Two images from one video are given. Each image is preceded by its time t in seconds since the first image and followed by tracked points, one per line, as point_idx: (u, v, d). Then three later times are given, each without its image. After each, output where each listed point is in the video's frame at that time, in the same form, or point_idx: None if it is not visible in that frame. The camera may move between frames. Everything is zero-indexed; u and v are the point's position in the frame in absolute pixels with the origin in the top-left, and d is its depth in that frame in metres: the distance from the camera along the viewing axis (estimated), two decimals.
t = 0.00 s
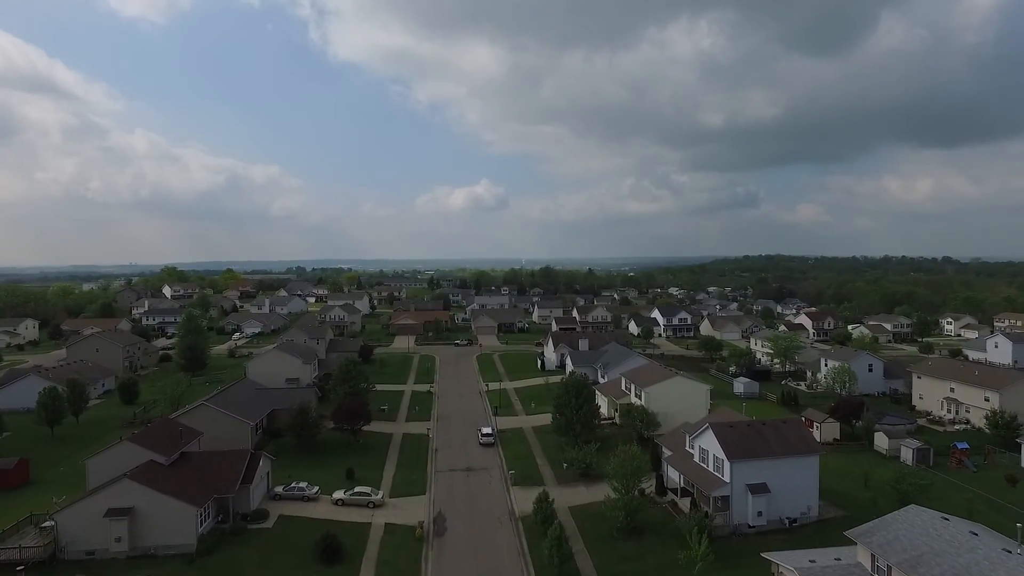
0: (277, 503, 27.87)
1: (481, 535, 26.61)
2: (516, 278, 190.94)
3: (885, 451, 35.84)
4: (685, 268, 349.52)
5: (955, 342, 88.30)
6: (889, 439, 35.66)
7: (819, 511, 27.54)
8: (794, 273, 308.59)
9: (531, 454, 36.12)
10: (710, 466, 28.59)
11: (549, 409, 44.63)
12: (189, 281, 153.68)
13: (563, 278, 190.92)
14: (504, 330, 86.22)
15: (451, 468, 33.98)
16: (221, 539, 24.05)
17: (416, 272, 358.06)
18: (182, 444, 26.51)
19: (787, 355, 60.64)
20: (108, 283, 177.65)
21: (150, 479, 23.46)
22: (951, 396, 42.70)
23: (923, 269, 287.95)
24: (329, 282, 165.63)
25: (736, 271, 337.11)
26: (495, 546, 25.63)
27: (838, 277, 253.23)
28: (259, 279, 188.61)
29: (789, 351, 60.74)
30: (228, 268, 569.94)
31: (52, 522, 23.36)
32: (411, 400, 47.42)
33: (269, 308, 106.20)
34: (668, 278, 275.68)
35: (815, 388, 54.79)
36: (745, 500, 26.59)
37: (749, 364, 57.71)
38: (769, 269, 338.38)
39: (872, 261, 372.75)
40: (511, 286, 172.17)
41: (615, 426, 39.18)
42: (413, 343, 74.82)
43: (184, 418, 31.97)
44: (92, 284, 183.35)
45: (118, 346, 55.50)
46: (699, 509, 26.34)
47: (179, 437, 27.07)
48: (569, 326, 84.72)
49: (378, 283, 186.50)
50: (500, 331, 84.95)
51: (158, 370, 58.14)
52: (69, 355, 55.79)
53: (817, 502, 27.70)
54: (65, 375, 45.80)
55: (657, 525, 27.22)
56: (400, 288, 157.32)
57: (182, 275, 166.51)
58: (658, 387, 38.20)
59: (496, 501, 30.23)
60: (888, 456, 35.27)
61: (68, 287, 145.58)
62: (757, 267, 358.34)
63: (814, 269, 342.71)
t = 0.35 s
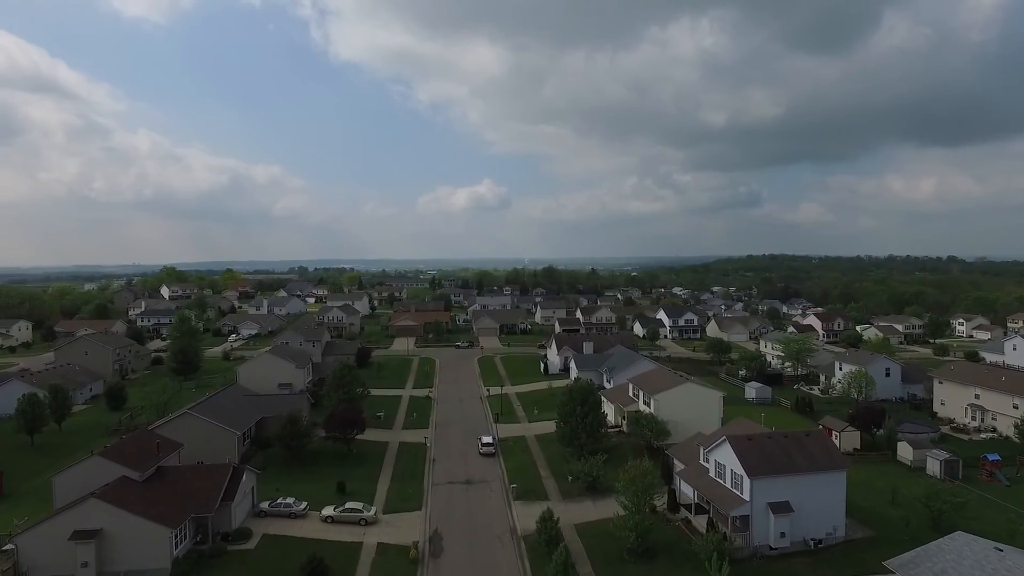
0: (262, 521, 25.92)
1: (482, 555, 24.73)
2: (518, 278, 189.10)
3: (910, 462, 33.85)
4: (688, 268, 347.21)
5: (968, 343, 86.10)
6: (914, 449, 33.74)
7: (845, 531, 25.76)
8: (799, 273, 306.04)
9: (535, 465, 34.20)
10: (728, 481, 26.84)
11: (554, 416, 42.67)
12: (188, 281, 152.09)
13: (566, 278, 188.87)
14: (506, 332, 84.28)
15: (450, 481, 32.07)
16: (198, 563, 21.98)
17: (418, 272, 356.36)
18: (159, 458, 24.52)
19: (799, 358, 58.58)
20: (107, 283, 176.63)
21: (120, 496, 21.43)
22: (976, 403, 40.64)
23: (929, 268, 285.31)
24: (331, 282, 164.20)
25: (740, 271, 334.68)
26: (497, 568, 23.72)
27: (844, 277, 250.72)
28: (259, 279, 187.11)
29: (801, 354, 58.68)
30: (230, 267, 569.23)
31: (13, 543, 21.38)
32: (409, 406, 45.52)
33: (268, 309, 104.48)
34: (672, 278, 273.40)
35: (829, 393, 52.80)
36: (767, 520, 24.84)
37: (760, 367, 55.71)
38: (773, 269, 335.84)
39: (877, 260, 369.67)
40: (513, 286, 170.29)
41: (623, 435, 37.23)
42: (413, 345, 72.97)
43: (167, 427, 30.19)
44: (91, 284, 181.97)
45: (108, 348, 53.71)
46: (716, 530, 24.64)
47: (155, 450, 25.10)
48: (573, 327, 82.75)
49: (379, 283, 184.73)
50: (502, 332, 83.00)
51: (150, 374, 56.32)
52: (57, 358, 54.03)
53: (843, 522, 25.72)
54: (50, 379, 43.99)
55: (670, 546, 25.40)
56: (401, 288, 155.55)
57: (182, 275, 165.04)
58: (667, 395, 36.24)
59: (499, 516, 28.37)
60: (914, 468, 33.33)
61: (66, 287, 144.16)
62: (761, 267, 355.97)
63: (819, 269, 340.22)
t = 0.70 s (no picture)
0: (290, 534, 24.76)
1: None
2: (557, 279, 186.44)
3: (996, 484, 30.22)
4: (733, 267, 336.70)
5: None
6: (1002, 470, 30.13)
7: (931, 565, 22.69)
8: (851, 273, 292.42)
9: (576, 478, 32.09)
10: (791, 504, 24.11)
11: (596, 424, 40.28)
12: (233, 282, 155.71)
13: (606, 278, 185.24)
14: (545, 334, 82.23)
15: (486, 494, 30.25)
16: None
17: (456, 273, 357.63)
18: (185, 467, 23.61)
19: (859, 363, 54.08)
20: (158, 284, 182.82)
21: (142, 508, 20.51)
22: None
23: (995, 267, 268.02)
24: (370, 283, 165.49)
25: (788, 271, 322.57)
26: None
27: (901, 277, 237.87)
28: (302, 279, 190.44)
29: (861, 359, 54.16)
30: (276, 268, 585.74)
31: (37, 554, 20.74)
32: (444, 411, 43.97)
33: (309, 309, 105.34)
34: (715, 278, 265.27)
35: (895, 403, 48.61)
36: (839, 550, 22.05)
37: (817, 374, 51.78)
38: (823, 268, 322.32)
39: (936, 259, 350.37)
40: (552, 287, 167.80)
41: (671, 447, 34.58)
42: (451, 347, 71.66)
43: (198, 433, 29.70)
44: (145, 285, 188.90)
45: (150, 348, 54.40)
46: (781, 560, 22.01)
47: (181, 458, 24.17)
48: (615, 329, 79.89)
49: (418, 283, 185.33)
50: (541, 334, 80.83)
51: (191, 374, 56.81)
52: (102, 358, 54.94)
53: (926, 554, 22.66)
54: (93, 380, 44.52)
55: None
56: (440, 288, 155.33)
57: (229, 276, 169.32)
58: (719, 404, 33.11)
59: (538, 533, 26.47)
60: (1001, 491, 29.76)
61: (122, 288, 149.78)
62: (810, 266, 342.28)
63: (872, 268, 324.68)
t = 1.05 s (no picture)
0: (327, 547, 23.68)
1: None
2: (609, 278, 182.32)
3: None
4: (794, 266, 321.38)
5: None
6: None
7: None
8: (926, 271, 273.34)
9: (630, 491, 29.62)
10: (878, 536, 19.82)
11: (653, 433, 37.49)
12: (291, 282, 160.30)
13: (660, 277, 179.69)
14: (597, 335, 79.49)
15: (532, 508, 28.20)
16: None
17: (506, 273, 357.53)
18: (218, 475, 23.03)
19: (944, 370, 47.06)
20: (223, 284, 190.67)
21: (173, 518, 19.92)
22: None
23: None
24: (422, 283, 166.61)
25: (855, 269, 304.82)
26: None
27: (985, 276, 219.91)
28: (358, 279, 194.21)
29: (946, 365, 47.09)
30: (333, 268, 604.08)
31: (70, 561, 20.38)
32: (491, 416, 42.27)
33: (361, 309, 106.56)
34: (776, 278, 253.46)
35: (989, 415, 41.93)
36: None
37: (894, 382, 45.95)
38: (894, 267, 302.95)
39: None
40: (605, 287, 164.06)
41: (735, 460, 31.29)
42: (500, 348, 70.10)
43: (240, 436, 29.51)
44: (212, 286, 197.72)
45: (205, 348, 55.81)
46: None
47: (217, 467, 23.65)
48: (671, 331, 76.26)
49: (470, 283, 185.62)
50: (594, 336, 78.16)
51: (245, 374, 57.79)
52: (161, 357, 56.70)
53: None
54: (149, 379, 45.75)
55: None
56: (491, 288, 154.66)
57: (288, 276, 174.53)
58: (788, 416, 29.04)
59: (586, 553, 24.30)
60: None
61: (190, 288, 156.98)
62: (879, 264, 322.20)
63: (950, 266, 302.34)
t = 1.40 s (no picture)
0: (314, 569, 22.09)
1: None
2: (619, 278, 180.07)
3: None
4: (808, 266, 316.72)
5: None
6: None
7: None
8: (943, 271, 267.85)
9: (640, 507, 27.79)
10: (917, 566, 17.46)
11: (665, 442, 35.53)
12: (299, 282, 159.87)
13: (671, 277, 177.12)
14: (606, 337, 77.59)
15: (535, 525, 26.43)
16: None
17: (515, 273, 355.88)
18: (198, 492, 21.68)
19: (970, 374, 44.17)
20: (234, 283, 191.38)
21: (143, 540, 18.52)
22: None
23: None
24: (430, 283, 165.48)
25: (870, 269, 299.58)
26: None
27: (1005, 276, 214.70)
28: (367, 279, 193.66)
29: (972, 369, 44.26)
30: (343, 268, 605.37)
31: None
32: (494, 423, 40.52)
33: (368, 310, 105.43)
34: (789, 278, 249.48)
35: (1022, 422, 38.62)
36: None
37: (917, 387, 43.15)
38: (910, 267, 297.53)
39: None
40: (615, 286, 162.00)
41: (753, 473, 29.27)
42: (507, 350, 68.38)
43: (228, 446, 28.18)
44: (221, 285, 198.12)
45: (203, 350, 55.12)
46: None
47: (197, 482, 22.30)
48: (683, 333, 74.10)
49: (479, 283, 184.25)
50: (603, 338, 76.21)
51: (244, 378, 56.81)
52: (160, 360, 56.00)
53: None
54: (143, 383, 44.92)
55: None
56: (499, 288, 153.12)
57: (297, 276, 174.33)
58: (811, 427, 27.00)
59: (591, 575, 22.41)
60: None
61: (199, 288, 157.19)
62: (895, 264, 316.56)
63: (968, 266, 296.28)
